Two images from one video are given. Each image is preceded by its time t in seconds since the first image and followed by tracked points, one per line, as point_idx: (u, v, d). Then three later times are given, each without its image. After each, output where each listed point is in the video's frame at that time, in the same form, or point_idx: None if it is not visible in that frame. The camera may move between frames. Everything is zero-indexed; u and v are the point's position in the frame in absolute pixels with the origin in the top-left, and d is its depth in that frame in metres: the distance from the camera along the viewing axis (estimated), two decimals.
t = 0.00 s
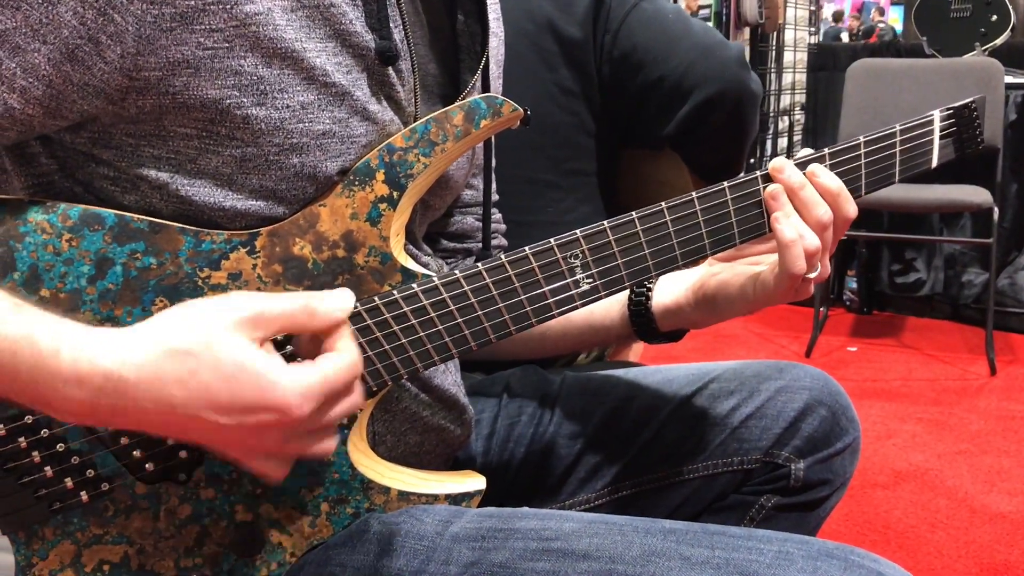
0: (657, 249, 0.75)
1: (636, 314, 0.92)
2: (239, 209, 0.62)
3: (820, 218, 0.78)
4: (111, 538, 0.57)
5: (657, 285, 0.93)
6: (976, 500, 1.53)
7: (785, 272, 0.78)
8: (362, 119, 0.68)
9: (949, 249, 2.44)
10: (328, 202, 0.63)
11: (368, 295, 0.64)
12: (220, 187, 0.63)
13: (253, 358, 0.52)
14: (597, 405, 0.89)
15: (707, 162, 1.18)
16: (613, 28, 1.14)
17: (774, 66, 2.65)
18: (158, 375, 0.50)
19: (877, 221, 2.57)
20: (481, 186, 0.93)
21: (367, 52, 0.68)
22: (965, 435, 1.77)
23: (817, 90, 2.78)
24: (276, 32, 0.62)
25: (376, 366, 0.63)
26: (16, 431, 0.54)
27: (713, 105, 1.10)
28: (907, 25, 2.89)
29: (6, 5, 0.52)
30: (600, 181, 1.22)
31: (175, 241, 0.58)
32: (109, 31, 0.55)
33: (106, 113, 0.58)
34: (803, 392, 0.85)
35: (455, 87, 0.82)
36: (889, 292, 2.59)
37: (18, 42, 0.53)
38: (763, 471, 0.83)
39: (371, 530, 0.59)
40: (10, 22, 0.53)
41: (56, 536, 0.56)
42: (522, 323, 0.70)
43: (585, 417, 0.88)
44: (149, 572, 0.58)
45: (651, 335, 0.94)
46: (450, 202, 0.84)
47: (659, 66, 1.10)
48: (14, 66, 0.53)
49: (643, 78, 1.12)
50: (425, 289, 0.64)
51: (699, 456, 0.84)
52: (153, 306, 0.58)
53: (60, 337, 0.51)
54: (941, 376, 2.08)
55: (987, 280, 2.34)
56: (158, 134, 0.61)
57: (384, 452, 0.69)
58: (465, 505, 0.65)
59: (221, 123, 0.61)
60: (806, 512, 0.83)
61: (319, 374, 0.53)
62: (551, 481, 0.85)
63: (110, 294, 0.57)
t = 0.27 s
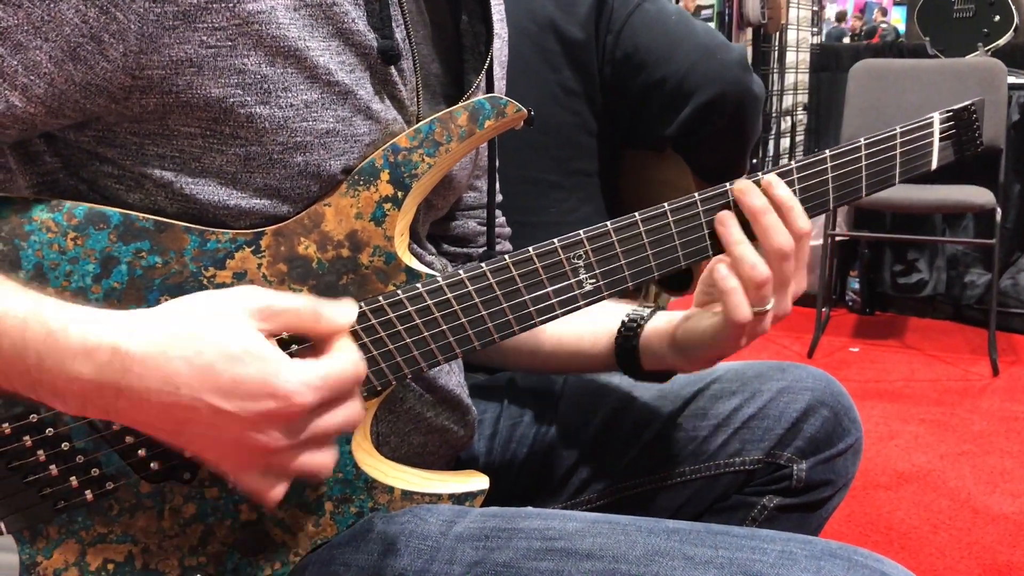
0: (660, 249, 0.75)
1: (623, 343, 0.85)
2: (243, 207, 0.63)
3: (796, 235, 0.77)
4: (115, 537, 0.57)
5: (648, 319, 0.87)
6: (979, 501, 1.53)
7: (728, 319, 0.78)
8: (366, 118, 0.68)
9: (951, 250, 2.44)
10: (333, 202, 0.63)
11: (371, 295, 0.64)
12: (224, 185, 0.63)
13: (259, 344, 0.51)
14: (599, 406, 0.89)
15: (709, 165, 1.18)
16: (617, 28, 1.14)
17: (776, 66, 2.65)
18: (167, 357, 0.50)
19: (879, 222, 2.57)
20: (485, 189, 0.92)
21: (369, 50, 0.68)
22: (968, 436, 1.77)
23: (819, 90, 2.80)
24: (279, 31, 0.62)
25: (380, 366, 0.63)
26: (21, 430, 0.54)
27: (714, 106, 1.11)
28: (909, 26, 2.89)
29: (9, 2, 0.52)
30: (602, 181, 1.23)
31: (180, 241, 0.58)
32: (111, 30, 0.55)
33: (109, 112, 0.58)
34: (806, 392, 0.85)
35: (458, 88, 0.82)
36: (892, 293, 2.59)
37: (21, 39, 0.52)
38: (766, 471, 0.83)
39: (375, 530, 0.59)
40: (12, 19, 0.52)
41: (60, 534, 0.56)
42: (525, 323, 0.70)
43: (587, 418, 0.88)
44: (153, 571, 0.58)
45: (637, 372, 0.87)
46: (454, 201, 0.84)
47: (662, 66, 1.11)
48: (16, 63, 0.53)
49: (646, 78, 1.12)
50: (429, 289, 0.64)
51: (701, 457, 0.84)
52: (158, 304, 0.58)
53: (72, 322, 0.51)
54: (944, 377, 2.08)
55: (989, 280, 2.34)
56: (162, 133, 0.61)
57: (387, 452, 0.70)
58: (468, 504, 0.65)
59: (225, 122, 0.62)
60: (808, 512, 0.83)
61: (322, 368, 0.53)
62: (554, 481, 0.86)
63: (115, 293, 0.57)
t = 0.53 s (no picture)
0: (661, 245, 0.75)
1: (585, 319, 0.86)
2: (244, 206, 0.63)
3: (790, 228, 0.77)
4: (119, 540, 0.57)
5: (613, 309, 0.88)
6: (983, 502, 1.52)
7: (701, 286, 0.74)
8: (370, 119, 0.68)
9: (955, 251, 2.44)
10: (333, 202, 0.63)
11: (372, 295, 0.64)
12: (226, 183, 0.63)
13: (267, 479, 0.47)
14: (603, 406, 0.89)
15: (712, 167, 1.18)
16: (622, 28, 1.14)
17: (779, 67, 2.65)
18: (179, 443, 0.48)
19: (882, 222, 2.57)
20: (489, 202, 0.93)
21: (375, 48, 0.68)
22: (972, 436, 1.77)
23: (823, 90, 2.76)
24: (292, 26, 0.62)
25: (382, 365, 0.64)
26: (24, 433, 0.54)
27: (721, 104, 1.11)
28: (914, 26, 2.88)
29: None
30: (606, 181, 1.23)
31: (179, 244, 0.58)
32: (132, 18, 0.55)
33: (120, 103, 0.58)
34: (810, 392, 0.84)
35: (461, 88, 0.82)
36: (895, 294, 2.59)
37: (55, 34, 0.53)
38: (770, 472, 0.83)
39: (379, 529, 0.59)
40: (47, 14, 0.52)
41: (65, 538, 0.56)
42: (527, 320, 0.70)
43: (591, 418, 0.88)
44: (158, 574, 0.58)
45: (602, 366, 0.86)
46: (455, 203, 0.85)
47: (668, 65, 1.11)
48: (50, 59, 0.53)
49: (652, 77, 1.12)
50: (430, 287, 0.64)
51: (706, 457, 0.84)
52: (158, 307, 0.58)
53: (89, 379, 0.49)
54: (948, 378, 2.08)
55: (994, 281, 2.34)
56: (168, 127, 0.61)
57: (391, 452, 0.70)
58: (472, 503, 0.65)
59: (231, 116, 0.62)
60: (812, 513, 0.83)
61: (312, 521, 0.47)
62: (558, 481, 0.86)
63: (115, 296, 0.57)
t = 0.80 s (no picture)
0: (668, 243, 0.75)
1: (589, 317, 0.86)
2: (253, 206, 0.63)
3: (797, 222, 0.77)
4: (127, 538, 0.57)
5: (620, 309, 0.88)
6: (988, 503, 1.52)
7: (706, 277, 0.74)
8: (380, 118, 0.68)
9: (960, 251, 2.43)
10: (340, 200, 0.63)
11: (378, 292, 0.64)
12: (236, 182, 0.63)
13: (287, 475, 0.49)
14: (609, 405, 0.89)
15: (718, 166, 1.17)
16: (630, 26, 1.14)
17: (784, 66, 2.64)
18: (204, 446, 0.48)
19: (887, 222, 2.56)
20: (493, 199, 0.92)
21: (385, 48, 0.69)
22: (977, 437, 1.76)
23: (828, 91, 2.75)
24: (303, 26, 0.62)
25: (389, 364, 0.64)
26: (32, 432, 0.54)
27: (729, 103, 1.10)
28: (919, 25, 2.88)
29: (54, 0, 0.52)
30: (611, 180, 1.23)
31: (186, 242, 0.59)
32: (145, 21, 0.55)
33: (131, 104, 0.59)
34: (817, 392, 0.84)
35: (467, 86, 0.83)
36: (900, 294, 2.58)
37: (67, 38, 0.52)
38: (776, 471, 0.83)
39: (386, 527, 0.59)
40: (59, 18, 0.52)
41: (73, 536, 0.56)
42: (534, 318, 0.70)
43: (597, 417, 0.88)
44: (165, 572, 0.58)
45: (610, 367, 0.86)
46: (459, 200, 0.84)
47: (677, 62, 1.11)
48: (61, 62, 0.53)
49: (661, 75, 1.12)
50: (437, 286, 0.65)
51: (712, 456, 0.84)
52: (166, 305, 0.58)
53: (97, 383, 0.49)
54: (952, 378, 2.07)
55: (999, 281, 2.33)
56: (178, 128, 0.61)
57: (397, 450, 0.70)
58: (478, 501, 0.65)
59: (241, 116, 0.62)
60: (819, 512, 0.83)
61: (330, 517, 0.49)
62: (564, 480, 0.86)
63: (122, 295, 0.57)
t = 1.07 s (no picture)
0: (673, 242, 0.75)
1: (601, 320, 0.86)
2: (258, 205, 0.63)
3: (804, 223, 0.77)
4: (132, 536, 0.57)
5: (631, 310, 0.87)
6: (993, 504, 1.51)
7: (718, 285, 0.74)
8: (382, 116, 0.68)
9: (966, 251, 2.43)
10: (345, 199, 0.63)
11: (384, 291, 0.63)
12: (240, 182, 0.63)
13: (307, 363, 0.47)
14: (614, 404, 0.89)
15: (723, 167, 1.18)
16: (637, 26, 1.13)
17: (790, 66, 2.64)
18: (218, 381, 0.47)
19: (892, 222, 2.55)
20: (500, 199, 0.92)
21: (388, 47, 0.68)
22: (982, 438, 1.76)
23: (833, 91, 2.76)
24: (303, 27, 0.62)
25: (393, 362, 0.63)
26: (36, 429, 0.54)
27: (739, 101, 1.10)
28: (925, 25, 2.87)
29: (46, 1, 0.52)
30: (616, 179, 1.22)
31: (192, 239, 0.59)
32: (140, 24, 0.55)
33: (133, 106, 0.59)
34: (822, 392, 0.84)
35: (472, 85, 0.82)
36: (905, 294, 2.57)
37: (58, 39, 0.53)
38: (782, 471, 0.82)
39: (391, 526, 0.59)
40: (50, 19, 0.52)
41: (78, 533, 0.56)
42: (539, 317, 0.70)
43: (602, 416, 0.88)
44: (171, 570, 0.58)
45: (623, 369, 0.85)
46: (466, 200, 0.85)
47: (685, 62, 1.10)
48: (54, 63, 0.53)
49: (669, 75, 1.11)
50: (442, 284, 0.64)
51: (717, 456, 0.84)
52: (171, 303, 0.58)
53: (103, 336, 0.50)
54: (957, 379, 2.06)
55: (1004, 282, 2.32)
56: (180, 130, 0.61)
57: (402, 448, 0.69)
58: (483, 500, 0.65)
59: (244, 117, 0.62)
60: (824, 513, 0.83)
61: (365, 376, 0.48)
62: (568, 479, 0.86)
63: (128, 292, 0.57)
